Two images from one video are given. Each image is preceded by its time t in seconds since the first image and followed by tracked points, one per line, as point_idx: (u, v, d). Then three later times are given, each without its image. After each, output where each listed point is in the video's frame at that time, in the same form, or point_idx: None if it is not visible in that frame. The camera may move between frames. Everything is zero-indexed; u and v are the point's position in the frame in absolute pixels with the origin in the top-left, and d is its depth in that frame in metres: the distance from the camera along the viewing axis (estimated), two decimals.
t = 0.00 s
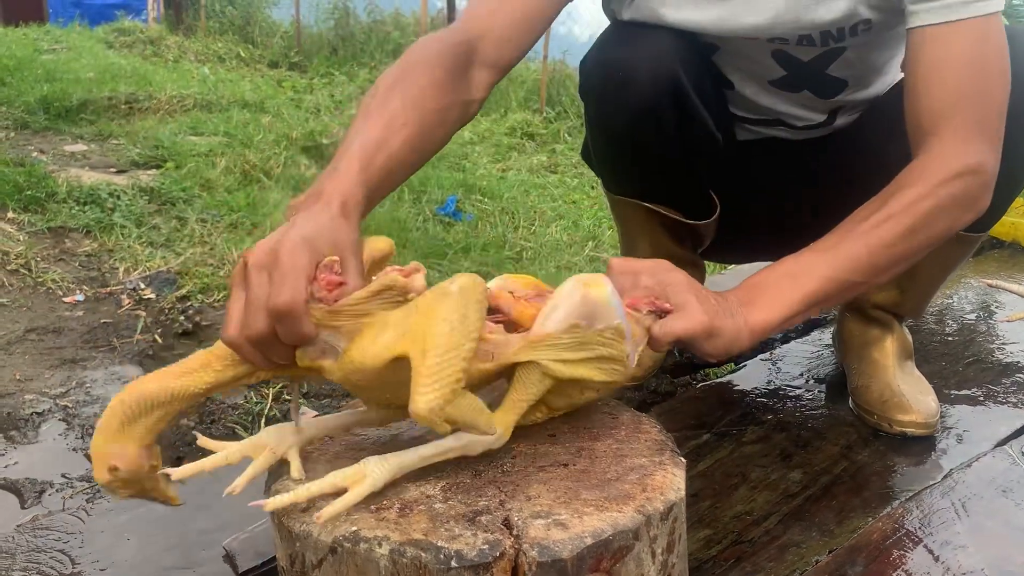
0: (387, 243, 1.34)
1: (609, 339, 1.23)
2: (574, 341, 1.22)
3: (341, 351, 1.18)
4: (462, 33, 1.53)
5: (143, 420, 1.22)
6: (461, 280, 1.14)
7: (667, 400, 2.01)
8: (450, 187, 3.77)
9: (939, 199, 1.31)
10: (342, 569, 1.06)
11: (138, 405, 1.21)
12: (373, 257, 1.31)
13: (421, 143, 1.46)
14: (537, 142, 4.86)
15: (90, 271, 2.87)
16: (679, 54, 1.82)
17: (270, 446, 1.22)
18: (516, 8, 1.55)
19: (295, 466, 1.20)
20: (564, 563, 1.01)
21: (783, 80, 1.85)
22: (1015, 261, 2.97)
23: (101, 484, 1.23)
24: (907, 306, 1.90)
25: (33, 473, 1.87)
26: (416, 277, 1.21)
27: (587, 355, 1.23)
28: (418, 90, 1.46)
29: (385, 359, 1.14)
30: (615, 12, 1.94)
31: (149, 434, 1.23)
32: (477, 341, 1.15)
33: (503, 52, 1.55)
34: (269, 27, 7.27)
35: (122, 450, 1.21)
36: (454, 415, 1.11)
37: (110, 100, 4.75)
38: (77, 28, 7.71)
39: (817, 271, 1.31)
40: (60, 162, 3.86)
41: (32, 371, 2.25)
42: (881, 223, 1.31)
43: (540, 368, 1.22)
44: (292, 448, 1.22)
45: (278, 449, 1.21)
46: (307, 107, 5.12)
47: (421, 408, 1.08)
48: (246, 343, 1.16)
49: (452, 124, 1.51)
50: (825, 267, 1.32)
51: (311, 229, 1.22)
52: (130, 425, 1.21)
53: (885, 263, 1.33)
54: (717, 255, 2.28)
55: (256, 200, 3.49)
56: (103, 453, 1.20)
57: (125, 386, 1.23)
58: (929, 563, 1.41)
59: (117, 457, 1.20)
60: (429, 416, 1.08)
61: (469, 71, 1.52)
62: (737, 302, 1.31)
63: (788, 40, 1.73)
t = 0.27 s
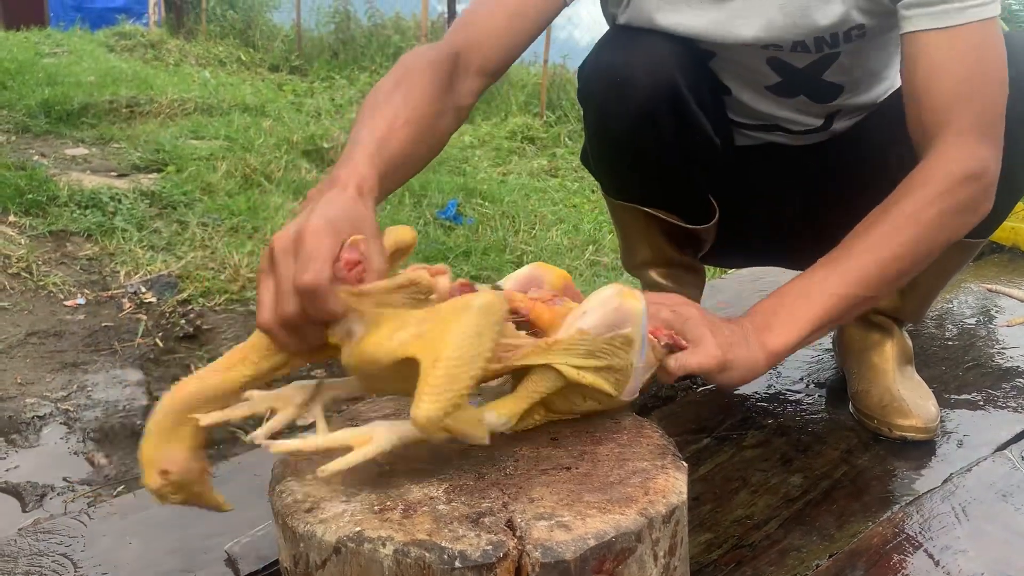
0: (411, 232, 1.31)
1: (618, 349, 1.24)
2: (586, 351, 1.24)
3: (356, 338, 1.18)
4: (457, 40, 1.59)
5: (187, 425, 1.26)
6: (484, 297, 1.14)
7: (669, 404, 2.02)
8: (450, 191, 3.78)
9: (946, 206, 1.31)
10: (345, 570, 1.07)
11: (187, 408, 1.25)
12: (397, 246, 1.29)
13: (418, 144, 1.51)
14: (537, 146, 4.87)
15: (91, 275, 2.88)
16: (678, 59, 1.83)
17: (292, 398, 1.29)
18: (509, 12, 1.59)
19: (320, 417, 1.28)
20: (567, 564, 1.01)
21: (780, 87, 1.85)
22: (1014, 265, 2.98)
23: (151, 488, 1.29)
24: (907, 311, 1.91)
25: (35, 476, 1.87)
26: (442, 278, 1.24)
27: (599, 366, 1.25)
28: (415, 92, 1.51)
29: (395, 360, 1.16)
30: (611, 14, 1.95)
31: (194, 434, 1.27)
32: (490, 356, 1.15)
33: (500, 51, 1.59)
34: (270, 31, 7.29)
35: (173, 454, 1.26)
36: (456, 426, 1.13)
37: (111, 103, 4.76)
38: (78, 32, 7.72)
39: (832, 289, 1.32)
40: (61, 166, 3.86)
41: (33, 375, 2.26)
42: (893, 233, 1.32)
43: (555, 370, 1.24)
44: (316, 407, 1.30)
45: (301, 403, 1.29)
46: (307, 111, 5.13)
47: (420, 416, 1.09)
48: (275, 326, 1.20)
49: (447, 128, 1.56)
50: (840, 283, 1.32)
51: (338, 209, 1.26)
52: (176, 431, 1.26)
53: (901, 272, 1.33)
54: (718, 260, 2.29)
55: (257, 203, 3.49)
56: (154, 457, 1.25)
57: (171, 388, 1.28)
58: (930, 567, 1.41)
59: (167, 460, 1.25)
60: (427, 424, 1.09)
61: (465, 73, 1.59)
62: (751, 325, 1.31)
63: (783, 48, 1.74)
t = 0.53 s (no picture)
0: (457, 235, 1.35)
1: (622, 401, 1.23)
2: (588, 401, 1.22)
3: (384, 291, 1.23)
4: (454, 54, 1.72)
5: (246, 408, 1.28)
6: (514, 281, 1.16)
7: (668, 405, 2.02)
8: (449, 192, 3.78)
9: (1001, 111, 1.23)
10: (343, 573, 1.07)
11: (250, 389, 1.27)
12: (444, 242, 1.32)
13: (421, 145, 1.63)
14: (537, 147, 4.87)
15: (91, 276, 2.88)
16: (665, 48, 1.83)
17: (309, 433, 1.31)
18: (499, 24, 1.73)
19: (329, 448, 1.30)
20: (565, 567, 1.01)
21: (771, 75, 1.87)
22: (1013, 266, 2.99)
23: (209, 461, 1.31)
24: (904, 313, 1.90)
25: (34, 477, 1.88)
26: (484, 264, 1.34)
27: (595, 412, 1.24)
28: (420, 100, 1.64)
29: (414, 315, 1.19)
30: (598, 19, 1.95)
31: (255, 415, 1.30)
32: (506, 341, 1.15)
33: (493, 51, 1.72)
34: (269, 32, 7.29)
35: (231, 432, 1.28)
36: (442, 396, 1.12)
37: (111, 104, 4.76)
38: (77, 33, 7.72)
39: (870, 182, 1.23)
40: (61, 167, 3.87)
41: (33, 375, 2.26)
42: (923, 137, 1.23)
43: (546, 415, 1.23)
44: (328, 434, 1.31)
45: (316, 435, 1.31)
46: (307, 112, 5.13)
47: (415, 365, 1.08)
48: (333, 292, 1.25)
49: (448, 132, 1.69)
50: (873, 179, 1.23)
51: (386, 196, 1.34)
52: (236, 412, 1.28)
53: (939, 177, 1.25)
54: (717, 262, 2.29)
55: (257, 204, 3.49)
56: (212, 432, 1.27)
57: (233, 372, 1.30)
58: (928, 568, 1.41)
59: (225, 437, 1.28)
60: (420, 375, 1.08)
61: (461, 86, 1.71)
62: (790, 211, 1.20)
63: (770, 28, 1.75)
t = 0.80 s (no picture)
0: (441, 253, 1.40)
1: (617, 396, 1.25)
2: (583, 396, 1.23)
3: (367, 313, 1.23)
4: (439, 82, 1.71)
5: (246, 427, 1.28)
6: (490, 292, 1.15)
7: (666, 405, 2.02)
8: (448, 192, 3.78)
9: (820, 80, 1.27)
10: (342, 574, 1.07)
11: (251, 409, 1.27)
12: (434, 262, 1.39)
13: (409, 176, 1.63)
14: (536, 147, 4.88)
15: (90, 276, 2.88)
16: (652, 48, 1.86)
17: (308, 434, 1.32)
18: (479, 49, 1.72)
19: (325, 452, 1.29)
20: (563, 568, 1.01)
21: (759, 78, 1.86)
22: (1012, 266, 2.99)
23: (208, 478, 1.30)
24: (902, 314, 1.90)
25: (33, 478, 1.88)
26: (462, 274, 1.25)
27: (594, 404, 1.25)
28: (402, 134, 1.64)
29: (395, 334, 1.18)
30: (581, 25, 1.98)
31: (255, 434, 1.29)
32: (489, 352, 1.16)
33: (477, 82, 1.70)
34: (269, 32, 7.29)
35: (230, 448, 1.28)
36: (430, 411, 1.12)
37: (110, 104, 4.75)
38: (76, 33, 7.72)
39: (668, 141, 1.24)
40: (60, 167, 3.86)
41: (32, 376, 2.26)
42: (775, 83, 1.26)
43: (542, 413, 1.23)
44: (326, 436, 1.31)
45: (315, 438, 1.31)
46: (306, 112, 5.13)
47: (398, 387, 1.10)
48: (326, 316, 1.30)
49: (439, 160, 1.69)
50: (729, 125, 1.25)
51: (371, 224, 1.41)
52: (236, 429, 1.28)
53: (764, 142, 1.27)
54: (715, 263, 2.29)
55: (255, 204, 3.49)
56: (211, 448, 1.27)
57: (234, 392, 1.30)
58: (926, 568, 1.41)
59: (223, 454, 1.28)
60: (402, 399, 1.09)
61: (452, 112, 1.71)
62: (614, 164, 1.21)
63: (745, 24, 1.74)
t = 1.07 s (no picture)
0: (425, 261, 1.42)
1: (607, 363, 1.24)
2: (571, 366, 1.24)
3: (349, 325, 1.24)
4: (429, 92, 1.72)
5: (241, 448, 1.28)
6: (463, 287, 1.18)
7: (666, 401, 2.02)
8: (448, 189, 3.77)
9: (787, 50, 1.30)
10: (342, 569, 1.06)
11: (245, 429, 1.27)
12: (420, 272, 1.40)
13: (399, 186, 1.63)
14: (536, 144, 4.87)
15: (89, 273, 2.87)
16: (644, 45, 1.85)
17: (305, 434, 1.32)
18: (467, 56, 1.71)
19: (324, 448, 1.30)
20: (564, 563, 1.01)
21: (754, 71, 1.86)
22: (1013, 263, 2.98)
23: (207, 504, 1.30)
24: (902, 308, 1.90)
25: (31, 474, 1.87)
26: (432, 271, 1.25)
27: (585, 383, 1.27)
28: (392, 146, 1.65)
29: (376, 343, 1.19)
30: (570, 27, 1.97)
31: (251, 457, 1.29)
32: (470, 347, 1.18)
33: (467, 92, 1.69)
34: (268, 29, 7.28)
35: (226, 471, 1.28)
36: (422, 412, 1.14)
37: (109, 101, 4.74)
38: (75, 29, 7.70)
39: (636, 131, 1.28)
40: (59, 163, 3.86)
41: (30, 372, 2.25)
42: (733, 65, 1.29)
43: (535, 389, 1.24)
44: (324, 433, 1.32)
45: (311, 435, 1.32)
46: (306, 108, 5.12)
47: (385, 393, 1.13)
48: (311, 330, 1.31)
49: (429, 168, 1.70)
50: (691, 106, 1.28)
51: (352, 240, 1.42)
52: (232, 450, 1.28)
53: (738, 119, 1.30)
54: (715, 259, 2.29)
55: (255, 200, 3.48)
56: (209, 472, 1.28)
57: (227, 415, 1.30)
58: (928, 564, 1.41)
59: (220, 477, 1.27)
60: (390, 401, 1.12)
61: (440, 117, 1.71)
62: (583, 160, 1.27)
63: (732, 16, 1.71)
